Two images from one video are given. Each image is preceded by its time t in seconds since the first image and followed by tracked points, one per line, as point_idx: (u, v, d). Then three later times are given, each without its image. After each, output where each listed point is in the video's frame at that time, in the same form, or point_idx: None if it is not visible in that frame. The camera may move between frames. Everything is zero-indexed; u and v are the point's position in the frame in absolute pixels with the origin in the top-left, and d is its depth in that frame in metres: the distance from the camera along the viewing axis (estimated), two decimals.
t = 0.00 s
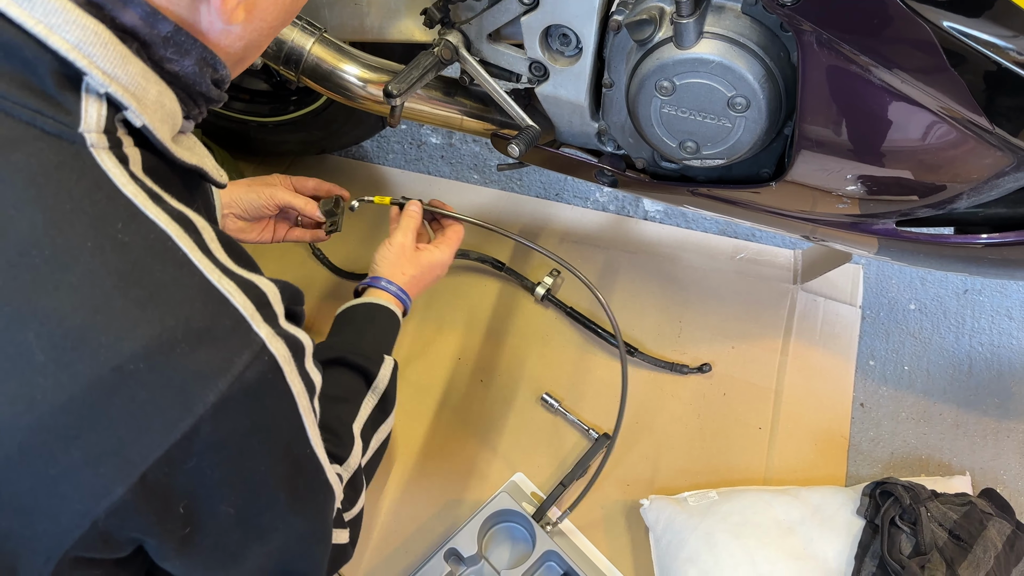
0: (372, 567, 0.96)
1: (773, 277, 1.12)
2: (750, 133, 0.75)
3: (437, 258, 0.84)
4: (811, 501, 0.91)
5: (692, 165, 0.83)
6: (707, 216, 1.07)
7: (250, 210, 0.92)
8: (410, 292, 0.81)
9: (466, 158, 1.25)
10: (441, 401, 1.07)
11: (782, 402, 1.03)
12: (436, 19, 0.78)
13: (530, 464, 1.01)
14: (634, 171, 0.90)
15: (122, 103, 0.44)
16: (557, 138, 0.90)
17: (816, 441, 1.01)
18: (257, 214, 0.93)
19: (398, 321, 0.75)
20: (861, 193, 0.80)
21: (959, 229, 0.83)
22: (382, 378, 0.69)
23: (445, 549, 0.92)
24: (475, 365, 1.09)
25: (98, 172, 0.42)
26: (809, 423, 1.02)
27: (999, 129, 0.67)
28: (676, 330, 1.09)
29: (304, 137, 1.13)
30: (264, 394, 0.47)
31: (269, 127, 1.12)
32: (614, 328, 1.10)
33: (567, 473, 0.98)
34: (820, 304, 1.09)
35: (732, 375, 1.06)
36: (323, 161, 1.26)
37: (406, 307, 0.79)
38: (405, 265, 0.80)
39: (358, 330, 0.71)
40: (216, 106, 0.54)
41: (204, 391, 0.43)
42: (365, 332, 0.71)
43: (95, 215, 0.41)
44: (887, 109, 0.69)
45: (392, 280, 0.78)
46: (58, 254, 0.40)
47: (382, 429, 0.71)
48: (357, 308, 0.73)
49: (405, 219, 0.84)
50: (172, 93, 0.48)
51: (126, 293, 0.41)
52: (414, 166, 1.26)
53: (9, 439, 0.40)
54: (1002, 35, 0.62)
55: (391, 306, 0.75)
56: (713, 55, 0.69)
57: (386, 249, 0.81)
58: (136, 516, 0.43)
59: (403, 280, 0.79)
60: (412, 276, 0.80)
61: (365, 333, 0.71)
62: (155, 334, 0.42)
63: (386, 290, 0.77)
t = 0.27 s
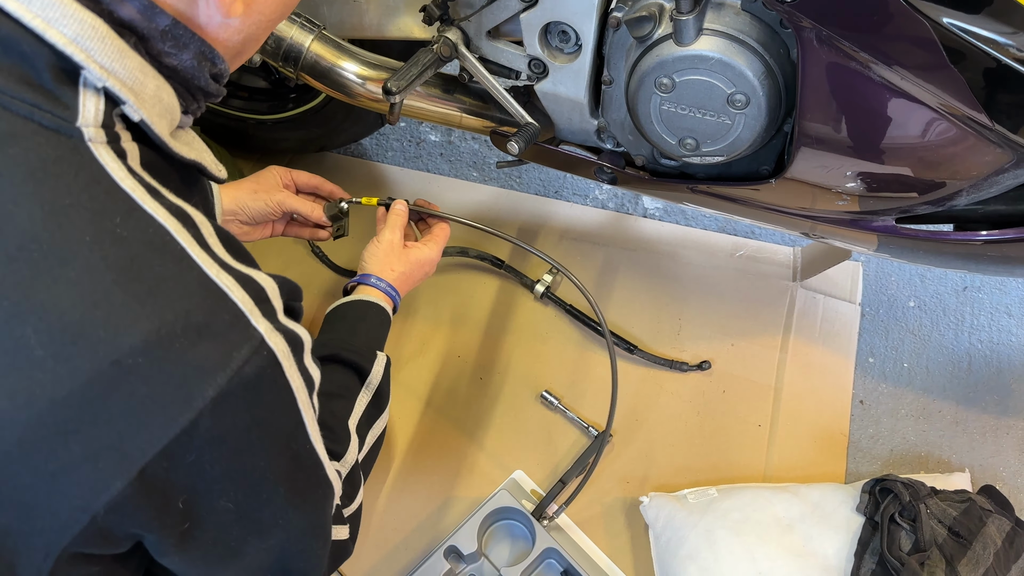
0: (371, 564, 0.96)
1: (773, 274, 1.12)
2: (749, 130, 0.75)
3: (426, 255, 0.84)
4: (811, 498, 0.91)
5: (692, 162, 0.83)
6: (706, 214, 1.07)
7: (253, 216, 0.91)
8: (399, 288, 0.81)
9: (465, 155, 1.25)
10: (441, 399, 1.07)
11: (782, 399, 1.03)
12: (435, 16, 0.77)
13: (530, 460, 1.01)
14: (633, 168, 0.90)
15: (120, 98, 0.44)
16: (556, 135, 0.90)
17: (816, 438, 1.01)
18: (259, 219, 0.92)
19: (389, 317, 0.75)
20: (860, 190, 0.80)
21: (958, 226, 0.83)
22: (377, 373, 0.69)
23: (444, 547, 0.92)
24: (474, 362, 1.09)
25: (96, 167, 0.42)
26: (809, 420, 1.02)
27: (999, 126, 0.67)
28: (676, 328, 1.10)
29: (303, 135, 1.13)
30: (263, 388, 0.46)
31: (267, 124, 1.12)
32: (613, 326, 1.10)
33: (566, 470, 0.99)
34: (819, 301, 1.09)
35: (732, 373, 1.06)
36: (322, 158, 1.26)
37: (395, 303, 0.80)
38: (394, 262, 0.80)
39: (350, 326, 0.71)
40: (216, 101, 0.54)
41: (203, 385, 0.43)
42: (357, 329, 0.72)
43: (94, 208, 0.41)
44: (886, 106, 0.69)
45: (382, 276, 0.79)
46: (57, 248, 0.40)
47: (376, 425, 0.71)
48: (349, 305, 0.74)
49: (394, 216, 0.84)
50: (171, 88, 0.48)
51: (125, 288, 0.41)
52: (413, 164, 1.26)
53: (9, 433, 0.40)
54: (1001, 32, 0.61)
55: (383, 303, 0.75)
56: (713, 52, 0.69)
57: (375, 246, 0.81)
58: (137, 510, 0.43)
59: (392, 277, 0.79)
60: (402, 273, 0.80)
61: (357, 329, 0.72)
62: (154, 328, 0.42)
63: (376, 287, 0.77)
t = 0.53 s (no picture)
0: (370, 563, 0.96)
1: (771, 273, 1.12)
2: (748, 129, 0.75)
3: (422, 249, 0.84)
4: (809, 496, 0.91)
5: (689, 162, 0.83)
6: (704, 213, 1.07)
7: (250, 215, 0.91)
8: (398, 286, 0.81)
9: (463, 154, 1.24)
10: (439, 398, 1.07)
11: (780, 398, 1.03)
12: (433, 15, 0.78)
13: (528, 459, 1.02)
14: (631, 167, 0.90)
15: (116, 98, 0.43)
16: (554, 134, 0.90)
17: (814, 437, 1.01)
18: (256, 218, 0.92)
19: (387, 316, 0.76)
20: (858, 189, 0.80)
21: (956, 225, 0.83)
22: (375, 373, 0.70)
23: (442, 546, 0.92)
24: (473, 361, 1.09)
25: (92, 167, 0.42)
26: (807, 419, 1.02)
27: (997, 125, 0.67)
28: (674, 326, 1.10)
29: (301, 134, 1.13)
30: (261, 387, 0.47)
31: (265, 123, 1.12)
32: (612, 324, 1.10)
33: (564, 469, 0.99)
34: (818, 300, 1.10)
35: (730, 372, 1.06)
36: (320, 157, 1.26)
37: (395, 301, 0.80)
38: (390, 260, 0.80)
39: (348, 327, 0.72)
40: (213, 101, 0.54)
41: (200, 385, 0.43)
42: (354, 330, 0.72)
43: (91, 209, 0.41)
44: (884, 105, 0.69)
45: (380, 275, 0.79)
46: (54, 249, 0.40)
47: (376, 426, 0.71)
48: (347, 306, 0.74)
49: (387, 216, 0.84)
50: (168, 88, 0.48)
51: (122, 287, 0.41)
52: (411, 163, 1.25)
53: (5, 434, 0.40)
54: (1000, 31, 0.61)
55: (382, 302, 0.76)
56: (710, 51, 0.69)
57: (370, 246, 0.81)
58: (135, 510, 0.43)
59: (389, 275, 0.79)
60: (398, 270, 0.80)
61: (354, 330, 0.72)
62: (151, 328, 0.41)
63: (374, 287, 0.78)
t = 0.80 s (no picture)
0: (370, 562, 0.96)
1: (771, 271, 1.12)
2: (748, 127, 0.75)
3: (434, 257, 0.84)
4: (809, 495, 0.92)
5: (690, 160, 0.83)
6: (704, 211, 1.07)
7: (246, 213, 0.91)
8: (409, 294, 0.80)
9: (463, 152, 1.24)
10: (439, 397, 1.07)
11: (780, 396, 1.03)
12: (433, 13, 0.77)
13: (529, 458, 1.01)
14: (631, 166, 0.90)
15: (120, 98, 0.43)
16: (554, 132, 0.90)
17: (814, 435, 1.01)
18: (254, 217, 0.92)
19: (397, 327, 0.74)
20: (859, 187, 0.80)
21: (957, 223, 0.83)
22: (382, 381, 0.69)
23: (443, 545, 0.92)
24: (472, 359, 1.09)
25: (95, 166, 0.41)
26: (807, 417, 1.02)
27: (998, 123, 0.67)
28: (674, 325, 1.09)
29: (300, 132, 1.12)
30: (263, 388, 0.46)
31: (264, 121, 1.11)
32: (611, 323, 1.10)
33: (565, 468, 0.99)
34: (817, 298, 1.10)
35: (730, 370, 1.06)
36: (319, 155, 1.26)
37: (405, 310, 0.79)
38: (403, 267, 0.80)
39: (357, 334, 0.71)
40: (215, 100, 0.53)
41: (202, 385, 0.43)
42: (364, 336, 0.71)
43: (93, 208, 0.41)
44: (885, 103, 0.69)
45: (390, 283, 0.78)
46: (57, 248, 0.40)
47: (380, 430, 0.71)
48: (358, 311, 0.73)
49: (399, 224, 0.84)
50: (170, 87, 0.48)
51: (124, 287, 0.41)
52: (410, 162, 1.25)
53: (7, 434, 0.40)
54: (1001, 29, 0.61)
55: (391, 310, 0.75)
56: (711, 49, 0.69)
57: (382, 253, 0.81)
58: (136, 511, 0.43)
59: (402, 283, 0.79)
60: (411, 277, 0.80)
61: (365, 336, 0.71)
62: (154, 328, 0.41)
63: (385, 295, 0.77)
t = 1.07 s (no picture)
0: (370, 561, 0.96)
1: (770, 268, 1.12)
2: (748, 125, 0.74)
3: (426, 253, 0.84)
4: (808, 492, 0.92)
5: (689, 157, 0.82)
6: (703, 208, 1.07)
7: (242, 212, 0.91)
8: (398, 288, 0.80)
9: (462, 150, 1.25)
10: (438, 395, 1.06)
11: (779, 393, 1.03)
12: (432, 10, 0.77)
13: (528, 455, 1.01)
14: (630, 163, 0.90)
15: (120, 96, 0.43)
16: (553, 130, 0.90)
17: (814, 432, 1.01)
18: (250, 217, 0.92)
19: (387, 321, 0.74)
20: (858, 184, 0.79)
21: (956, 220, 0.83)
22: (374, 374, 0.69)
23: (442, 543, 0.92)
24: (471, 357, 1.09)
25: (95, 165, 0.41)
26: (806, 415, 1.02)
27: (997, 120, 0.67)
28: (673, 322, 1.09)
29: (299, 129, 1.12)
30: (263, 386, 0.46)
31: (262, 119, 1.11)
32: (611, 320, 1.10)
33: (564, 465, 0.99)
34: (816, 295, 1.10)
35: (729, 368, 1.06)
36: (317, 153, 1.25)
37: (395, 304, 0.79)
38: (393, 261, 0.80)
39: (346, 328, 0.71)
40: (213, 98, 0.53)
41: (203, 384, 0.43)
42: (354, 330, 0.71)
43: (93, 207, 0.41)
44: (884, 100, 0.69)
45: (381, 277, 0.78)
46: (56, 247, 0.39)
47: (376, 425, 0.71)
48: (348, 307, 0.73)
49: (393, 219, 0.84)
50: (169, 85, 0.48)
51: (124, 286, 0.41)
52: (408, 159, 1.25)
53: (6, 433, 0.40)
54: (1001, 26, 0.61)
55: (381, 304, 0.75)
56: (711, 46, 0.69)
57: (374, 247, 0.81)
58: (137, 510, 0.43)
59: (392, 277, 0.79)
60: (402, 272, 0.80)
61: (354, 330, 0.71)
62: (154, 327, 0.41)
63: (375, 289, 0.77)
